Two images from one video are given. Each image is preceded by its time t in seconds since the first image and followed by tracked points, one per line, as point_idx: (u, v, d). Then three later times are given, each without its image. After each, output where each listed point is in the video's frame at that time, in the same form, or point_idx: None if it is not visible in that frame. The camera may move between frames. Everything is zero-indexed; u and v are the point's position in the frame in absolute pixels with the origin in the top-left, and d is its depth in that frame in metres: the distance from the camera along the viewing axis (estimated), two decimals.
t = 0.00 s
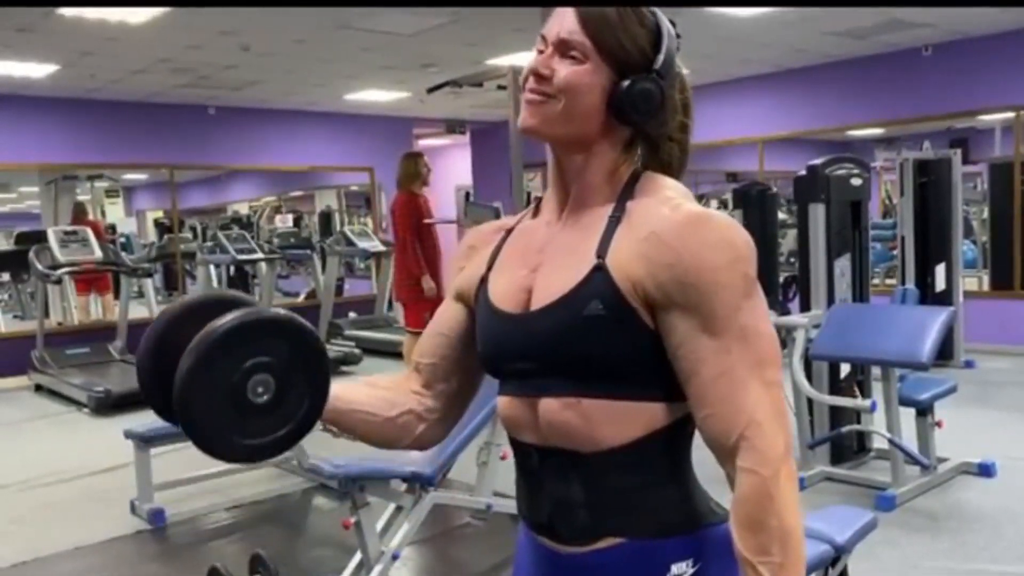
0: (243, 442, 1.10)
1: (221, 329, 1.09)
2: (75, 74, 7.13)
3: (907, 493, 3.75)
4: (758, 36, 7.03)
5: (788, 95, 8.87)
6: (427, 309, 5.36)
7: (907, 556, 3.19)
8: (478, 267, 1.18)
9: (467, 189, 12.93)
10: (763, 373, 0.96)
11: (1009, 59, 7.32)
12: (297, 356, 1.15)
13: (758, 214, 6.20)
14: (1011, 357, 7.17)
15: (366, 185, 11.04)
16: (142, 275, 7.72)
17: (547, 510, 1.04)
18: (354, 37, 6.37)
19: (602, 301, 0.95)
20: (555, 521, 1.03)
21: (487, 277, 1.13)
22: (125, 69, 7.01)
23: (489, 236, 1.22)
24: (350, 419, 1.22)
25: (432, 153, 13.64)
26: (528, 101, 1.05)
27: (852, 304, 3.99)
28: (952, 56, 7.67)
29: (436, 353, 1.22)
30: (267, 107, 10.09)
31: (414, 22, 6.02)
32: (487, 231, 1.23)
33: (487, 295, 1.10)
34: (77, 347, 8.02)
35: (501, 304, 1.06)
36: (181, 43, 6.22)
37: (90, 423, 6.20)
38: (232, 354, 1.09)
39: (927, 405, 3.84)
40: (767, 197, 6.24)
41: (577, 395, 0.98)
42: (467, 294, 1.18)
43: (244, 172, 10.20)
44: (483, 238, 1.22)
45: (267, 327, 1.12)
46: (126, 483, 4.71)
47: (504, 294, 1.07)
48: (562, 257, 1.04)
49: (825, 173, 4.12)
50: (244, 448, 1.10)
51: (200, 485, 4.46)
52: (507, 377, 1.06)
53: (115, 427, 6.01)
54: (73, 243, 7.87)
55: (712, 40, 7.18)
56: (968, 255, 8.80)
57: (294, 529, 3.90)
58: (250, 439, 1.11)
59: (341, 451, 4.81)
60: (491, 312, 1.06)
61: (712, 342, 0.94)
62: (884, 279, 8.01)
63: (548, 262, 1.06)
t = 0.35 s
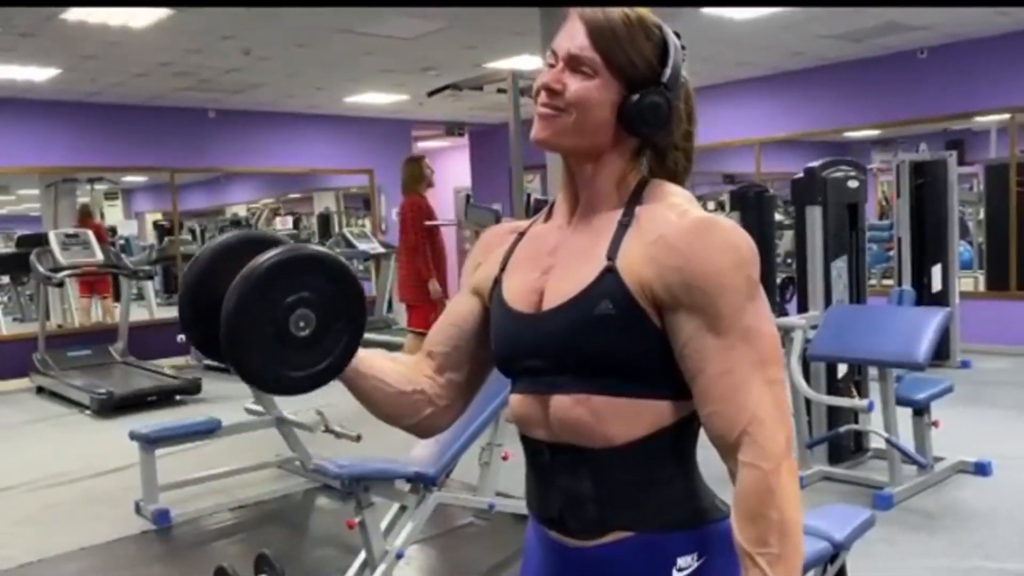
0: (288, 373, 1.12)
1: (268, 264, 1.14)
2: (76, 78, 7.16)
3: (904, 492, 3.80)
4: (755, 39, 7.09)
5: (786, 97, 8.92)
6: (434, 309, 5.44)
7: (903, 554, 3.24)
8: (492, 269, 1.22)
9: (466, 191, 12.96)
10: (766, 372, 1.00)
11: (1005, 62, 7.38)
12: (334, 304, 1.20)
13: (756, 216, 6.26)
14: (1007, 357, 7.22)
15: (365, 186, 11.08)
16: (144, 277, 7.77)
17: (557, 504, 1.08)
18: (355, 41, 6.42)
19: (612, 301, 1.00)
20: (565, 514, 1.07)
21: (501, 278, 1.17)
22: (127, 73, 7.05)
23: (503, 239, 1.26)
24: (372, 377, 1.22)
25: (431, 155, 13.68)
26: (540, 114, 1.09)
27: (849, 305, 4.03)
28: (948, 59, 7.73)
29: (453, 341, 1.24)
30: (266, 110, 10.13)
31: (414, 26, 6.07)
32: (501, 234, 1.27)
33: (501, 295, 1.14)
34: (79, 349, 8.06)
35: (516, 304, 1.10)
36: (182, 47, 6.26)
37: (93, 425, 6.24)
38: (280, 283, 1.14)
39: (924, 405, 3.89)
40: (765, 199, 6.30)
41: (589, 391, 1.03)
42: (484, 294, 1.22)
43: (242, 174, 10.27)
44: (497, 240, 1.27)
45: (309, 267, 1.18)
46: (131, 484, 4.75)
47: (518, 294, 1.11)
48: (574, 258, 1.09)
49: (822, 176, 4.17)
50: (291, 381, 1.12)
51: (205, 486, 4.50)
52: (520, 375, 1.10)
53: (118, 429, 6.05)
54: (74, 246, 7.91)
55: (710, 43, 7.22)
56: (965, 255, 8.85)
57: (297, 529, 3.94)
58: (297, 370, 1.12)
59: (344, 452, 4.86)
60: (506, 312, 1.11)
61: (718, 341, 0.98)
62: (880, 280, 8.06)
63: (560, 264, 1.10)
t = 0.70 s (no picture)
0: (336, 313, 1.12)
1: (317, 208, 1.13)
2: (78, 79, 7.18)
3: (902, 488, 3.85)
4: (753, 40, 7.14)
5: (783, 98, 8.97)
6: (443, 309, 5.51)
7: (902, 549, 3.28)
8: (505, 268, 1.26)
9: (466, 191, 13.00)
10: (766, 368, 1.04)
11: (1001, 62, 7.43)
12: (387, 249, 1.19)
13: (754, 215, 6.32)
14: (1004, 356, 7.27)
15: (365, 186, 11.12)
16: (145, 277, 7.81)
17: (565, 495, 1.12)
18: (356, 42, 6.46)
19: (618, 299, 1.04)
20: (573, 504, 1.11)
21: (512, 276, 1.22)
22: (128, 74, 7.08)
23: (515, 238, 1.30)
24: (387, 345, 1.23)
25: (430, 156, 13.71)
26: (549, 121, 1.14)
27: (847, 304, 4.08)
28: (945, 59, 7.77)
29: (463, 324, 1.28)
30: (266, 110, 10.17)
31: (415, 28, 6.11)
32: (514, 233, 1.31)
33: (513, 293, 1.18)
34: (81, 349, 8.09)
35: (527, 301, 1.14)
36: (184, 48, 6.29)
37: (96, 424, 6.28)
38: (331, 225, 1.13)
39: (921, 402, 3.93)
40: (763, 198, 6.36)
41: (598, 385, 1.07)
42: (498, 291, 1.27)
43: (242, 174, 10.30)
44: (510, 239, 1.31)
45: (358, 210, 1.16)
46: (135, 482, 4.79)
47: (529, 292, 1.15)
48: (583, 257, 1.13)
49: (820, 176, 4.22)
50: (339, 321, 1.12)
51: (209, 484, 4.54)
52: (530, 371, 1.14)
53: (121, 428, 6.09)
54: (76, 246, 7.94)
55: (708, 43, 7.26)
56: (962, 254, 8.90)
57: (302, 527, 3.98)
58: (344, 311, 1.12)
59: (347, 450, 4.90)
60: (517, 309, 1.15)
61: (721, 338, 1.02)
62: (878, 279, 8.11)
63: (570, 263, 1.14)
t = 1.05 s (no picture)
0: (391, 269, 1.15)
1: (371, 169, 1.14)
2: (84, 77, 7.23)
3: (902, 483, 3.89)
4: (755, 39, 7.17)
5: (785, 96, 9.00)
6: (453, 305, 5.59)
7: (903, 543, 3.32)
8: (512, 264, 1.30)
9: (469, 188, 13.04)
10: (766, 357, 1.08)
11: (1002, 61, 7.45)
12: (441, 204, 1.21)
13: (756, 214, 6.36)
14: (1005, 353, 7.30)
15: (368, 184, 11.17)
16: (151, 274, 7.86)
17: (571, 483, 1.16)
18: (360, 41, 6.50)
19: (622, 293, 1.08)
20: (579, 492, 1.15)
21: (519, 272, 1.26)
22: (134, 73, 7.13)
23: (521, 235, 1.34)
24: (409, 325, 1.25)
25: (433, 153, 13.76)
26: (551, 125, 1.18)
27: (848, 301, 4.11)
28: (947, 57, 7.80)
29: (475, 311, 1.31)
30: (270, 108, 10.21)
31: (420, 27, 6.16)
32: (521, 230, 1.35)
33: (520, 288, 1.23)
34: (86, 346, 8.14)
35: (535, 296, 1.18)
36: (189, 47, 6.34)
37: (103, 420, 6.33)
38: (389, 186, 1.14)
39: (921, 399, 3.96)
40: (765, 196, 6.40)
41: (603, 375, 1.10)
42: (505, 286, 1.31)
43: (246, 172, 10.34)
44: (516, 237, 1.35)
45: (414, 171, 1.17)
46: (143, 477, 4.84)
47: (535, 287, 1.19)
48: (588, 254, 1.17)
49: (821, 174, 4.25)
50: (393, 277, 1.16)
51: (216, 478, 4.59)
52: (537, 363, 1.18)
53: (127, 424, 6.14)
54: (82, 244, 7.99)
55: (708, 43, 7.29)
56: (964, 252, 8.93)
57: (308, 521, 4.03)
58: (400, 267, 1.16)
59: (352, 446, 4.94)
60: (525, 304, 1.19)
61: (721, 327, 1.06)
62: (879, 277, 8.14)
63: (575, 259, 1.18)
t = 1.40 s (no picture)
0: (449, 244, 1.23)
1: (438, 150, 1.22)
2: (96, 73, 7.28)
3: (908, 478, 3.91)
4: (764, 35, 7.17)
5: (793, 93, 8.99)
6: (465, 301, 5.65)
7: (908, 537, 3.34)
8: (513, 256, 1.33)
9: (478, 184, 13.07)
10: (763, 347, 1.11)
11: (1012, 57, 7.44)
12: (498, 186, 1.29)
13: (765, 210, 6.38)
14: (1013, 350, 7.31)
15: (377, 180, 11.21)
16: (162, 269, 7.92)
17: (575, 472, 1.19)
18: (370, 37, 6.54)
19: (624, 286, 1.11)
20: (582, 481, 1.19)
21: (523, 266, 1.30)
22: (146, 68, 7.18)
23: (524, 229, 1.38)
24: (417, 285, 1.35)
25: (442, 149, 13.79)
26: (548, 127, 1.22)
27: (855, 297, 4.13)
28: (956, 53, 7.79)
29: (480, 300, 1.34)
30: (280, 104, 10.26)
31: (430, 23, 6.19)
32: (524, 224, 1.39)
33: (523, 282, 1.27)
34: (98, 339, 8.21)
35: (540, 290, 1.22)
36: (201, 43, 6.38)
37: (116, 412, 6.39)
38: (446, 166, 1.22)
39: (928, 394, 3.98)
40: (774, 193, 6.42)
41: (604, 366, 1.14)
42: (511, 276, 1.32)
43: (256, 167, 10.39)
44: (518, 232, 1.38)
45: (472, 154, 1.25)
46: (156, 469, 4.89)
47: (539, 282, 1.23)
48: (588, 249, 1.21)
49: (829, 170, 4.27)
50: (450, 252, 1.24)
51: (227, 471, 4.64)
52: (542, 355, 1.22)
53: (140, 417, 6.20)
54: (94, 238, 8.05)
55: (718, 39, 7.28)
56: (973, 249, 8.92)
57: (319, 512, 4.07)
58: (456, 243, 1.24)
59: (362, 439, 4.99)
60: (530, 298, 1.23)
61: (718, 319, 1.09)
62: (887, 273, 8.14)
63: (576, 255, 1.21)
